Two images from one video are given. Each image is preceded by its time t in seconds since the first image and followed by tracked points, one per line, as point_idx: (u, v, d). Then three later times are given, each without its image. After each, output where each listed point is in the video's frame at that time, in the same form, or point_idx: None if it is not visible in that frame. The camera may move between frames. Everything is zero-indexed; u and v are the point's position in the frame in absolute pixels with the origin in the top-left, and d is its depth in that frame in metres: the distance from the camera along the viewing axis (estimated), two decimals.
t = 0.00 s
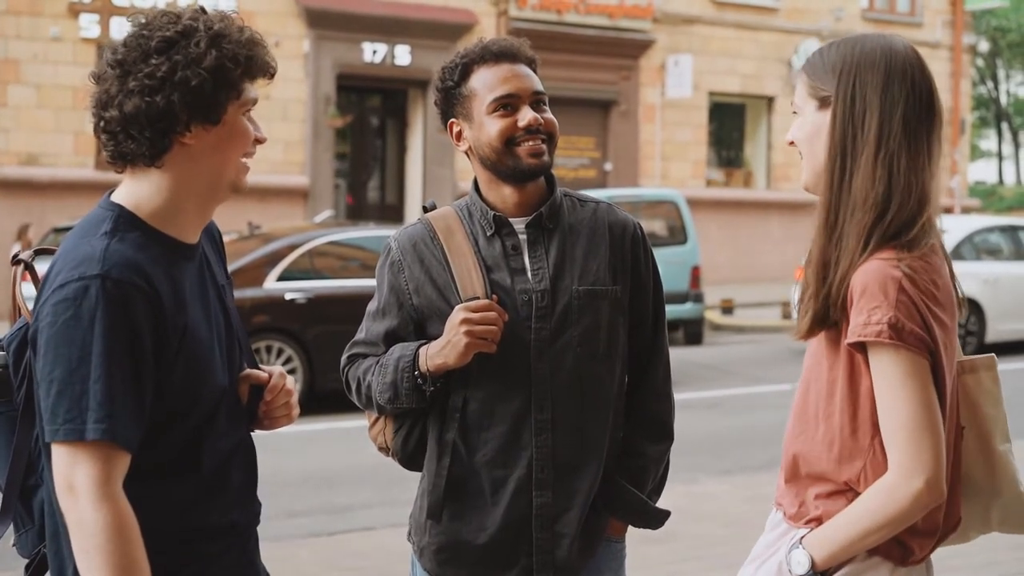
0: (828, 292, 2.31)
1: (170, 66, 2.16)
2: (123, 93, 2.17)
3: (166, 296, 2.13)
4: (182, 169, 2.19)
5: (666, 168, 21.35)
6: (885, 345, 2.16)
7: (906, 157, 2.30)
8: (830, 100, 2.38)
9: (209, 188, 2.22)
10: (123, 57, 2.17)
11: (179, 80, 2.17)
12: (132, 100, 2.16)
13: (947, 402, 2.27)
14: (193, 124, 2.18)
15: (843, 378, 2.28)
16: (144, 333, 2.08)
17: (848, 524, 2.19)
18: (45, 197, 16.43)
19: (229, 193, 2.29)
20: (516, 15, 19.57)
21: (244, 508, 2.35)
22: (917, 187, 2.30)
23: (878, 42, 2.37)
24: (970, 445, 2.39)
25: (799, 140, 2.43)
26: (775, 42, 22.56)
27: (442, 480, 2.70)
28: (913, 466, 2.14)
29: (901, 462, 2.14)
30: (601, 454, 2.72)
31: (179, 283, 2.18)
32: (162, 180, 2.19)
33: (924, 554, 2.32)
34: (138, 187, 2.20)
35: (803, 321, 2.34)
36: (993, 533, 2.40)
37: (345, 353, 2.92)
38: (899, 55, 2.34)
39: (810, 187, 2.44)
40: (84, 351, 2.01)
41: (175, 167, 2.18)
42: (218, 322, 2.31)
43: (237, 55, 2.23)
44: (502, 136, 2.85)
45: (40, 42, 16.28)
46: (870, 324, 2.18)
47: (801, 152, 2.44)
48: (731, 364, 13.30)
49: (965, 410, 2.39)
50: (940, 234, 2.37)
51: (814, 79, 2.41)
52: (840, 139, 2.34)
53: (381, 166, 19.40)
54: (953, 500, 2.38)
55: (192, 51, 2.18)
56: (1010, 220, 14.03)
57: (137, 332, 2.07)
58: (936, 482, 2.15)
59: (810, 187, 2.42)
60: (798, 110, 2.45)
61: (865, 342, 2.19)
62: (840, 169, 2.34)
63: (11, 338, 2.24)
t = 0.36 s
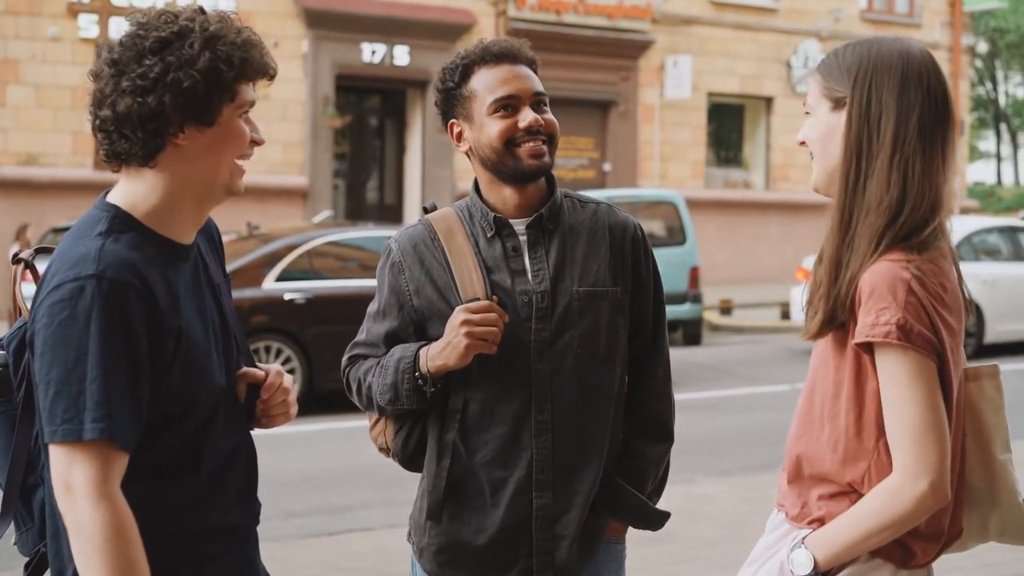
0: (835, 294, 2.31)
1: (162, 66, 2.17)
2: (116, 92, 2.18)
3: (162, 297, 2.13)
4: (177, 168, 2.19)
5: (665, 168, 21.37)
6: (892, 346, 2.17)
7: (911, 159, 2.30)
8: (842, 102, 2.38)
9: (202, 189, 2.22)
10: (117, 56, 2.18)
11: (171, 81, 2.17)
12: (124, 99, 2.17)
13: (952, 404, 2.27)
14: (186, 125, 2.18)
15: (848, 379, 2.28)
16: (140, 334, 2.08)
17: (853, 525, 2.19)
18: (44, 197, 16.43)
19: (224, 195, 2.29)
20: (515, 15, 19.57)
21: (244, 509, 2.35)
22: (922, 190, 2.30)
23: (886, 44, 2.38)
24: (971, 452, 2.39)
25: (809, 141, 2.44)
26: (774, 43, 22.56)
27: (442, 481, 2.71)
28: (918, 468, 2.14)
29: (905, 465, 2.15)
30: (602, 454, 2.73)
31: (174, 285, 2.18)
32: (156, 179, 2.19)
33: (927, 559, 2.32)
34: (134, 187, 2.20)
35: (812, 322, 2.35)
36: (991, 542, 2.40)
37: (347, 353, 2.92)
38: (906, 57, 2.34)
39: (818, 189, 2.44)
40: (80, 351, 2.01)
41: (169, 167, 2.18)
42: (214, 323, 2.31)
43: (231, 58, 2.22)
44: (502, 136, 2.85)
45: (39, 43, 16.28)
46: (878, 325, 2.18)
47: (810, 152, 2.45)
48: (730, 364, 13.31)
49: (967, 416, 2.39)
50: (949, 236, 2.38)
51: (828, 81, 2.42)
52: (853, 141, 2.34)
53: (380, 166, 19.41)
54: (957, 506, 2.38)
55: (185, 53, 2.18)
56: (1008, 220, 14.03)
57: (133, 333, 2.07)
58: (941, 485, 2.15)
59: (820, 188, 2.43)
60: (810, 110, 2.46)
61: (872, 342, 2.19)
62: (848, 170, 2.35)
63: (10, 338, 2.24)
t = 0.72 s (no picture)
0: (841, 299, 2.31)
1: (159, 70, 2.16)
2: (114, 91, 2.18)
3: (156, 298, 2.13)
4: (171, 170, 2.18)
5: (664, 171, 21.40)
6: (903, 348, 2.16)
7: (916, 165, 2.31)
8: (851, 105, 2.38)
9: (198, 193, 2.22)
10: (118, 57, 2.18)
11: (167, 86, 2.16)
12: (120, 100, 2.16)
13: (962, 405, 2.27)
14: (181, 130, 2.18)
15: (857, 381, 2.28)
16: (133, 336, 2.08)
17: (869, 529, 2.18)
18: (43, 198, 16.42)
19: (219, 202, 2.28)
20: (515, 17, 19.58)
21: (243, 512, 2.35)
22: (926, 193, 2.30)
23: (894, 49, 2.38)
24: (981, 452, 2.39)
25: (812, 141, 2.43)
26: (773, 46, 22.56)
27: (443, 483, 2.70)
28: (932, 470, 2.13)
29: (918, 467, 2.14)
30: (604, 456, 2.72)
31: (169, 288, 2.18)
32: (152, 181, 2.19)
33: (940, 560, 2.32)
34: (129, 188, 2.20)
35: (817, 327, 2.35)
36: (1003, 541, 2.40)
37: (349, 355, 2.91)
38: (917, 63, 2.35)
39: (821, 190, 2.45)
40: (74, 353, 2.01)
41: (163, 169, 2.18)
42: (209, 324, 2.31)
43: (229, 65, 2.21)
44: (505, 138, 2.85)
45: (39, 43, 16.27)
46: (888, 327, 2.18)
47: (812, 151, 2.45)
48: (729, 367, 13.31)
49: (974, 416, 2.39)
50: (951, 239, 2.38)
51: (836, 82, 2.41)
52: (860, 146, 2.34)
53: (380, 168, 19.42)
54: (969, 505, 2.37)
55: (183, 57, 2.18)
56: (1007, 224, 14.06)
57: (128, 335, 2.07)
58: (955, 486, 2.14)
59: (822, 189, 2.44)
60: (815, 110, 2.45)
61: (882, 345, 2.19)
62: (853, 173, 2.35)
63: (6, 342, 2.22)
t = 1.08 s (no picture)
0: (842, 303, 2.32)
1: (161, 77, 2.16)
2: (114, 95, 2.18)
3: (146, 303, 2.13)
4: (168, 175, 2.18)
5: (661, 173, 21.41)
6: (912, 345, 2.16)
7: (920, 170, 2.31)
8: (860, 110, 2.38)
9: (195, 201, 2.22)
10: (122, 60, 2.18)
11: (167, 93, 2.16)
12: (120, 104, 2.17)
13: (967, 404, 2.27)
14: (179, 136, 2.17)
15: (865, 381, 2.29)
16: (121, 341, 2.07)
17: (880, 529, 2.16)
18: (39, 199, 16.41)
19: (215, 210, 2.27)
20: (512, 20, 19.58)
21: (231, 518, 2.35)
22: (925, 198, 2.31)
23: (900, 53, 2.39)
24: (987, 453, 2.38)
25: (811, 142, 2.44)
26: (769, 49, 22.58)
27: (443, 485, 2.69)
28: (943, 464, 2.12)
29: (931, 462, 2.13)
30: (603, 457, 2.72)
31: (159, 291, 2.18)
32: (148, 185, 2.19)
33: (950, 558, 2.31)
34: (126, 190, 2.20)
35: (816, 331, 2.36)
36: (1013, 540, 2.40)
37: (348, 357, 2.91)
38: (926, 68, 2.35)
39: (820, 192, 2.45)
40: (63, 356, 2.00)
41: (160, 174, 2.18)
42: (201, 329, 2.31)
43: (232, 76, 2.21)
44: (504, 142, 2.85)
45: (35, 45, 16.25)
46: (895, 325, 2.18)
47: (811, 153, 2.45)
48: (725, 370, 13.32)
49: (979, 417, 2.37)
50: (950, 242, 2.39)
51: (839, 85, 2.42)
52: (870, 148, 2.34)
53: (376, 170, 19.41)
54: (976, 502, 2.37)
55: (187, 66, 2.17)
56: (1003, 227, 14.09)
57: (116, 340, 2.06)
58: (967, 482, 2.13)
59: (822, 191, 2.43)
60: (815, 112, 2.45)
61: (889, 342, 2.19)
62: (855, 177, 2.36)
63: None
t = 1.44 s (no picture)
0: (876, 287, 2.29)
1: (158, 79, 2.16)
2: (111, 96, 2.18)
3: (137, 306, 2.13)
4: (165, 177, 2.18)
5: (654, 175, 21.43)
6: (929, 339, 2.17)
7: (944, 173, 2.36)
8: (885, 116, 2.40)
9: (194, 204, 2.22)
10: (120, 62, 2.18)
11: (164, 95, 2.16)
12: (116, 105, 2.17)
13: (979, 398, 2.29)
14: (176, 139, 2.17)
15: (877, 377, 2.30)
16: (111, 343, 2.07)
17: (891, 526, 2.18)
18: (32, 200, 16.38)
19: (213, 213, 2.26)
20: (505, 21, 19.58)
21: (216, 522, 2.35)
22: (944, 197, 2.34)
23: (913, 56, 2.44)
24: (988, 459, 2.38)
25: (822, 140, 2.45)
26: (763, 50, 22.59)
27: (441, 486, 2.69)
28: (956, 460, 2.14)
29: (945, 457, 2.15)
30: (601, 459, 2.72)
31: (151, 293, 2.18)
32: (146, 187, 2.19)
33: (959, 553, 2.32)
34: (124, 192, 2.20)
35: (843, 325, 2.34)
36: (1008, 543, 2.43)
37: (344, 359, 2.91)
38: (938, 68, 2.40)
39: (832, 194, 2.47)
40: (49, 355, 2.00)
41: (158, 176, 2.18)
42: (193, 333, 2.31)
43: (230, 80, 2.21)
44: (502, 142, 2.84)
45: (28, 45, 16.23)
46: (914, 319, 2.19)
47: (823, 155, 2.46)
48: (719, 371, 13.33)
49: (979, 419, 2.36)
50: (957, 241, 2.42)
51: (854, 86, 2.43)
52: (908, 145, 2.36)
53: (370, 171, 19.40)
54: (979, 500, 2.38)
55: (184, 68, 2.17)
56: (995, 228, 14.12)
57: (105, 341, 2.06)
58: (978, 476, 2.16)
59: (835, 193, 2.46)
60: (828, 115, 2.46)
61: (906, 337, 2.20)
62: (892, 174, 2.36)
63: None
